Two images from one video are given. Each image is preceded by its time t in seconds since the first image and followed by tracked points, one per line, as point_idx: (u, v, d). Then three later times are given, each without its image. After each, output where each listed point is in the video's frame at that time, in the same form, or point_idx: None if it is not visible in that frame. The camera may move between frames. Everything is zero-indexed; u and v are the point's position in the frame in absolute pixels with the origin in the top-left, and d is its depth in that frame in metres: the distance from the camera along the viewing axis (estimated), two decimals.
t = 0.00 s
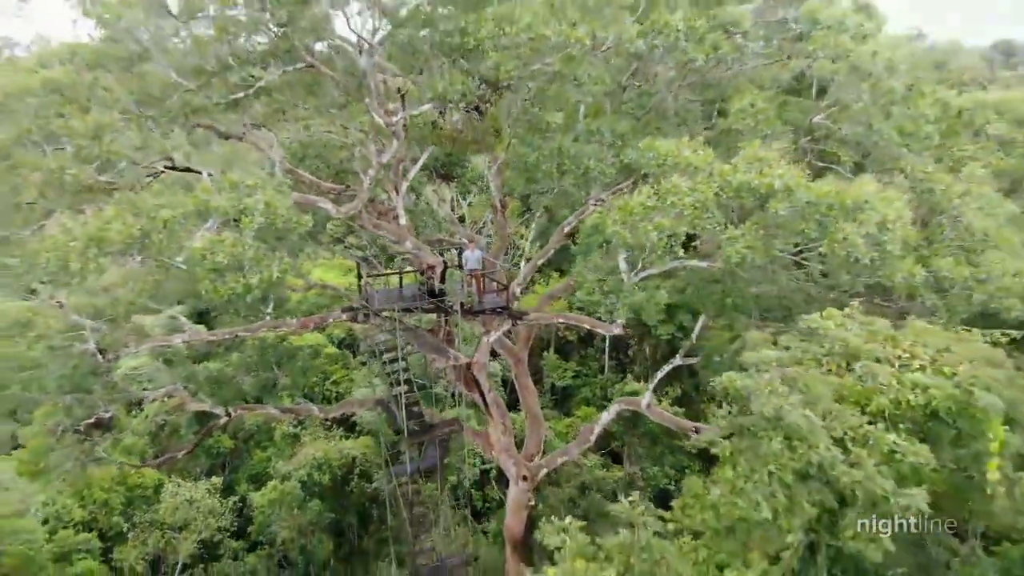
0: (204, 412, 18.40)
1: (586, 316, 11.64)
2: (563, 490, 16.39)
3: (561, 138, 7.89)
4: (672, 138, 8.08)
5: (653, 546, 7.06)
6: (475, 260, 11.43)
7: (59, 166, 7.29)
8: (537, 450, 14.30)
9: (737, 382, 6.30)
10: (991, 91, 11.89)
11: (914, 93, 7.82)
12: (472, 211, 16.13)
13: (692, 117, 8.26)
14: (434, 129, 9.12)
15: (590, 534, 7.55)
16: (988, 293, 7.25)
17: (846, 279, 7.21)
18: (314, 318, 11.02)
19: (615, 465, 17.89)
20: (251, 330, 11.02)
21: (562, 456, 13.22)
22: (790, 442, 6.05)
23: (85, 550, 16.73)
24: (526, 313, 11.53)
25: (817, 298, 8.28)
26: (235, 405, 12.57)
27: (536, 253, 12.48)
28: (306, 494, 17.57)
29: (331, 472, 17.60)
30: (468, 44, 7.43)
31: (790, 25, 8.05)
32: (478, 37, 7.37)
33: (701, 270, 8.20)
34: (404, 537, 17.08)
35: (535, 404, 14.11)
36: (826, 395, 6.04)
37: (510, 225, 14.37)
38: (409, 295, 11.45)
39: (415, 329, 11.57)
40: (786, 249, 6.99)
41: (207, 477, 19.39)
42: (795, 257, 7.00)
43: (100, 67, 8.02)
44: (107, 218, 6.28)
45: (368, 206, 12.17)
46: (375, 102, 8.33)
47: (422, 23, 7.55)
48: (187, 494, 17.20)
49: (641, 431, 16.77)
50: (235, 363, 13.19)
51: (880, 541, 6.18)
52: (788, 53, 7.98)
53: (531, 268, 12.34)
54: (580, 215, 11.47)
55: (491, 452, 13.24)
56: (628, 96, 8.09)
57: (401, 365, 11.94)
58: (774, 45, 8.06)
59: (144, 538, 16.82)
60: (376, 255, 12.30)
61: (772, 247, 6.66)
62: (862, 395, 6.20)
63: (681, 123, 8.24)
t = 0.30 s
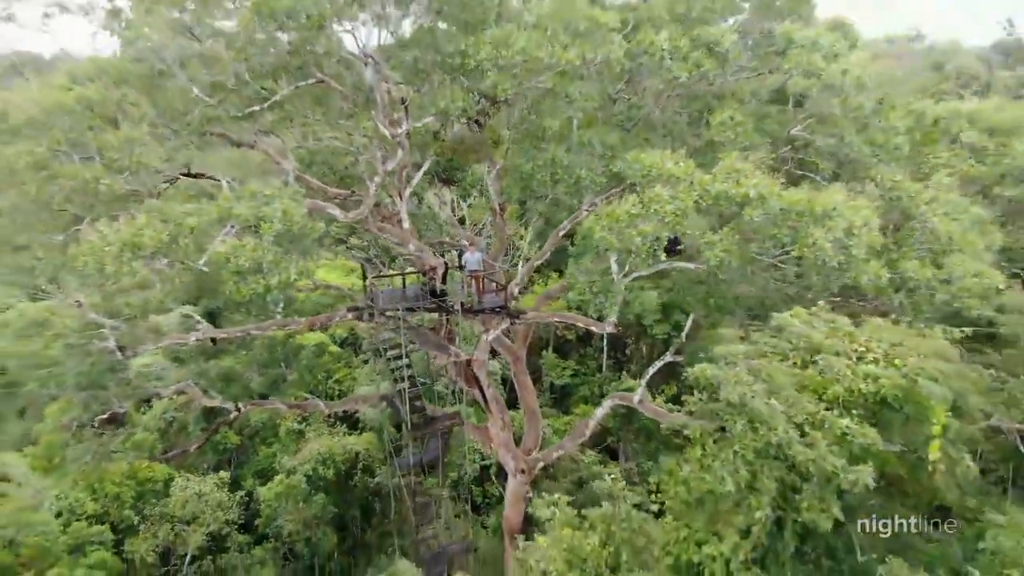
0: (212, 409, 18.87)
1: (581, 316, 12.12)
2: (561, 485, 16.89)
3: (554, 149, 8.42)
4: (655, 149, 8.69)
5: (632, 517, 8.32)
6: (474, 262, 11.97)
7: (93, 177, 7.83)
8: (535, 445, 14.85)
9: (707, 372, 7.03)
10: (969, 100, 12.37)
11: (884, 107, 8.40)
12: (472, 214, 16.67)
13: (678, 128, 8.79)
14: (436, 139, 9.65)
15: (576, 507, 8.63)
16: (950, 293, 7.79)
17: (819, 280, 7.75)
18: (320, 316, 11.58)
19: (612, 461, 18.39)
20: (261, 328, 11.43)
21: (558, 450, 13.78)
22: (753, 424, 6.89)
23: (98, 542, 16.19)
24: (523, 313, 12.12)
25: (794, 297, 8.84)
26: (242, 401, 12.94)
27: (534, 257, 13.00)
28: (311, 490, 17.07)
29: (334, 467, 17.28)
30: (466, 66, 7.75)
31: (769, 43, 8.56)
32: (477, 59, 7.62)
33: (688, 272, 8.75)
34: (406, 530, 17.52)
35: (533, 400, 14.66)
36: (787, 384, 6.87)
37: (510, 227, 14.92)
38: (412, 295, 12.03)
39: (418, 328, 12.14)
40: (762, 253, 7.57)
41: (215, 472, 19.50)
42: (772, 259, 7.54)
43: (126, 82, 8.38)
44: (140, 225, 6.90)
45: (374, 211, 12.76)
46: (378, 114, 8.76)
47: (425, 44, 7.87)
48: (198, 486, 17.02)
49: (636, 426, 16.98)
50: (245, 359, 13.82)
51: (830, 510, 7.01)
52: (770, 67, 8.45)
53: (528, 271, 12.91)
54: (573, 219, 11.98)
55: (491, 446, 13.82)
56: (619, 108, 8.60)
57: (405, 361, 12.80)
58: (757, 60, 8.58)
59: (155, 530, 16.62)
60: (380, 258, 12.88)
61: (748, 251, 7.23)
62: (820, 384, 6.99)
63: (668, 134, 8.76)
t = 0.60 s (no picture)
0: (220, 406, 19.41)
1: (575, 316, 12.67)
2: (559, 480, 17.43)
3: (549, 159, 8.96)
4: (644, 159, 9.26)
5: (615, 495, 9.24)
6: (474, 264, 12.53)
7: (123, 188, 8.46)
8: (533, 440, 15.41)
9: (684, 366, 7.58)
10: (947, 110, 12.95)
11: (858, 120, 8.95)
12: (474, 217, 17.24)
13: (665, 138, 9.50)
14: (439, 149, 10.20)
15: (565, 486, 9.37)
16: (917, 294, 8.33)
17: (794, 282, 8.34)
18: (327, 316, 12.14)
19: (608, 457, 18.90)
20: (272, 327, 11.92)
21: (554, 445, 14.33)
22: (723, 412, 7.57)
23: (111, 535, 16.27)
24: (520, 312, 12.68)
25: (773, 297, 9.45)
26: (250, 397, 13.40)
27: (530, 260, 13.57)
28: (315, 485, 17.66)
29: (338, 462, 17.85)
30: (466, 84, 8.24)
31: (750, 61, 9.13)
32: (476, 78, 8.08)
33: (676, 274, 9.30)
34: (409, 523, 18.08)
35: (531, 397, 15.20)
36: (755, 376, 7.48)
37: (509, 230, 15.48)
38: (414, 295, 12.60)
39: (420, 327, 12.71)
40: (740, 257, 8.14)
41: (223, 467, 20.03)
42: (750, 262, 8.11)
43: (149, 98, 8.91)
44: (167, 232, 7.49)
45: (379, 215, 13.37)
46: (385, 126, 9.46)
47: (428, 64, 8.35)
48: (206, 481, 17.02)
49: (630, 423, 17.43)
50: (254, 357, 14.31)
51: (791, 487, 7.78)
52: (751, 82, 8.99)
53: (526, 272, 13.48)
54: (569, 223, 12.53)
55: (490, 440, 14.37)
56: (609, 121, 9.13)
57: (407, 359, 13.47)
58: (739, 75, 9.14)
59: (165, 523, 16.64)
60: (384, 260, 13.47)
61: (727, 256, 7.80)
62: (786, 376, 7.64)
63: (657, 144, 9.50)
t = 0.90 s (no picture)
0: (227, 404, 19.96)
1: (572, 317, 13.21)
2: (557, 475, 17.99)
3: (545, 170, 9.55)
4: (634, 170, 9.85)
5: (602, 478, 9.90)
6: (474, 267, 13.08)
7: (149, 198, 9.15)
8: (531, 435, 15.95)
9: (663, 363, 8.31)
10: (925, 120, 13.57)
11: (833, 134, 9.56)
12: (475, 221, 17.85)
13: (654, 148, 10.11)
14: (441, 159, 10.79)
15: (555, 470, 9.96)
16: (888, 297, 8.91)
17: (772, 286, 8.94)
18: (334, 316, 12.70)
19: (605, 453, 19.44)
20: (281, 327, 12.43)
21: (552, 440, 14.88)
22: (698, 404, 8.24)
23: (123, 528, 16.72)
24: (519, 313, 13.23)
25: (755, 299, 10.04)
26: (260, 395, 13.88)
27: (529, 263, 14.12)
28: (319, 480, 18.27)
29: (342, 458, 18.44)
30: (466, 102, 8.89)
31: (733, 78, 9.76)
32: (476, 98, 8.70)
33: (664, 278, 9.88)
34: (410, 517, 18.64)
35: (529, 394, 15.75)
36: (728, 371, 8.13)
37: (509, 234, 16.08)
38: (416, 297, 13.19)
39: (421, 327, 13.31)
40: (723, 262, 8.71)
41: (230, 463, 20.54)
42: (733, 268, 8.69)
43: (171, 115, 9.54)
44: (190, 239, 8.11)
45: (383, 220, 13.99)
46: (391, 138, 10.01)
47: (431, 82, 9.02)
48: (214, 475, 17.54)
49: (625, 420, 17.95)
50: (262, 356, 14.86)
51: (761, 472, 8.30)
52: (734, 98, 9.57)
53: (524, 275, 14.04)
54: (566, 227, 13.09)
55: (489, 436, 14.95)
56: (601, 134, 9.70)
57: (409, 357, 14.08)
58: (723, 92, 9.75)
59: (174, 517, 17.02)
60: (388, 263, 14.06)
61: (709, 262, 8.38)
62: (757, 372, 8.34)
63: (646, 155, 10.11)
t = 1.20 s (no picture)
0: (234, 402, 20.57)
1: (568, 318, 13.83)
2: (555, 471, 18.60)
3: (540, 182, 10.16)
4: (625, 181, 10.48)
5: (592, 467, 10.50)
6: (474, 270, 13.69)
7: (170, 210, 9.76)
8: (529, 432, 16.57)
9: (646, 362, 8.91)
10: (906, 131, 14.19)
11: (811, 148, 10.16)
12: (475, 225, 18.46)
13: (644, 161, 10.72)
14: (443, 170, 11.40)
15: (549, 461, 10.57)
16: (861, 301, 9.50)
17: (753, 291, 9.56)
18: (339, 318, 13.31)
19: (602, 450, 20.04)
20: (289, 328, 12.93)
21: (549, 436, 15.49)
22: (678, 401, 8.82)
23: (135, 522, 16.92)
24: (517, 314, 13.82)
25: (738, 303, 10.65)
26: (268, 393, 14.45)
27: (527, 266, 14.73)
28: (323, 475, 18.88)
29: (346, 455, 19.05)
30: (466, 119, 9.50)
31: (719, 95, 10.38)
32: (477, 116, 9.33)
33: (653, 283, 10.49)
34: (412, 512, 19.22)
35: (527, 392, 16.36)
36: (706, 370, 8.71)
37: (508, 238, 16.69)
38: (417, 299, 13.78)
39: (423, 327, 13.91)
40: (707, 268, 9.31)
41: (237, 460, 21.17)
42: (716, 274, 9.30)
43: (189, 131, 10.16)
44: (211, 247, 8.73)
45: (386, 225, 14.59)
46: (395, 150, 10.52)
47: (433, 101, 9.63)
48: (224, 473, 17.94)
49: (621, 418, 18.55)
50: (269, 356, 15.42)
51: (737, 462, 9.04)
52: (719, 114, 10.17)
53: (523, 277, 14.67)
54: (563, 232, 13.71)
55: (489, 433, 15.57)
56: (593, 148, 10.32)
57: (412, 357, 14.67)
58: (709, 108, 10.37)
59: (184, 513, 17.37)
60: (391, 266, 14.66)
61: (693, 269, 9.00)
62: (732, 371, 8.84)
63: (636, 168, 10.72)
